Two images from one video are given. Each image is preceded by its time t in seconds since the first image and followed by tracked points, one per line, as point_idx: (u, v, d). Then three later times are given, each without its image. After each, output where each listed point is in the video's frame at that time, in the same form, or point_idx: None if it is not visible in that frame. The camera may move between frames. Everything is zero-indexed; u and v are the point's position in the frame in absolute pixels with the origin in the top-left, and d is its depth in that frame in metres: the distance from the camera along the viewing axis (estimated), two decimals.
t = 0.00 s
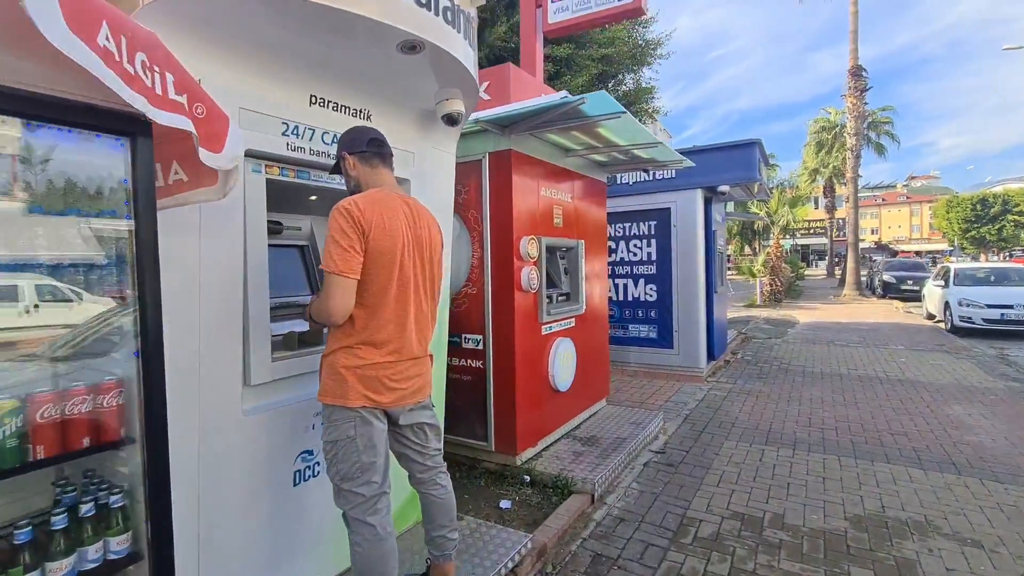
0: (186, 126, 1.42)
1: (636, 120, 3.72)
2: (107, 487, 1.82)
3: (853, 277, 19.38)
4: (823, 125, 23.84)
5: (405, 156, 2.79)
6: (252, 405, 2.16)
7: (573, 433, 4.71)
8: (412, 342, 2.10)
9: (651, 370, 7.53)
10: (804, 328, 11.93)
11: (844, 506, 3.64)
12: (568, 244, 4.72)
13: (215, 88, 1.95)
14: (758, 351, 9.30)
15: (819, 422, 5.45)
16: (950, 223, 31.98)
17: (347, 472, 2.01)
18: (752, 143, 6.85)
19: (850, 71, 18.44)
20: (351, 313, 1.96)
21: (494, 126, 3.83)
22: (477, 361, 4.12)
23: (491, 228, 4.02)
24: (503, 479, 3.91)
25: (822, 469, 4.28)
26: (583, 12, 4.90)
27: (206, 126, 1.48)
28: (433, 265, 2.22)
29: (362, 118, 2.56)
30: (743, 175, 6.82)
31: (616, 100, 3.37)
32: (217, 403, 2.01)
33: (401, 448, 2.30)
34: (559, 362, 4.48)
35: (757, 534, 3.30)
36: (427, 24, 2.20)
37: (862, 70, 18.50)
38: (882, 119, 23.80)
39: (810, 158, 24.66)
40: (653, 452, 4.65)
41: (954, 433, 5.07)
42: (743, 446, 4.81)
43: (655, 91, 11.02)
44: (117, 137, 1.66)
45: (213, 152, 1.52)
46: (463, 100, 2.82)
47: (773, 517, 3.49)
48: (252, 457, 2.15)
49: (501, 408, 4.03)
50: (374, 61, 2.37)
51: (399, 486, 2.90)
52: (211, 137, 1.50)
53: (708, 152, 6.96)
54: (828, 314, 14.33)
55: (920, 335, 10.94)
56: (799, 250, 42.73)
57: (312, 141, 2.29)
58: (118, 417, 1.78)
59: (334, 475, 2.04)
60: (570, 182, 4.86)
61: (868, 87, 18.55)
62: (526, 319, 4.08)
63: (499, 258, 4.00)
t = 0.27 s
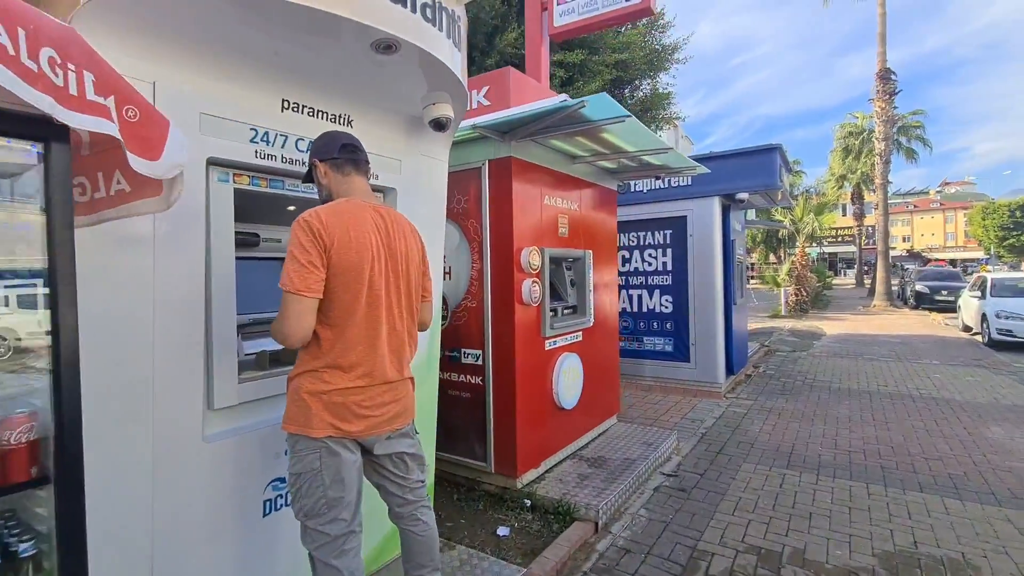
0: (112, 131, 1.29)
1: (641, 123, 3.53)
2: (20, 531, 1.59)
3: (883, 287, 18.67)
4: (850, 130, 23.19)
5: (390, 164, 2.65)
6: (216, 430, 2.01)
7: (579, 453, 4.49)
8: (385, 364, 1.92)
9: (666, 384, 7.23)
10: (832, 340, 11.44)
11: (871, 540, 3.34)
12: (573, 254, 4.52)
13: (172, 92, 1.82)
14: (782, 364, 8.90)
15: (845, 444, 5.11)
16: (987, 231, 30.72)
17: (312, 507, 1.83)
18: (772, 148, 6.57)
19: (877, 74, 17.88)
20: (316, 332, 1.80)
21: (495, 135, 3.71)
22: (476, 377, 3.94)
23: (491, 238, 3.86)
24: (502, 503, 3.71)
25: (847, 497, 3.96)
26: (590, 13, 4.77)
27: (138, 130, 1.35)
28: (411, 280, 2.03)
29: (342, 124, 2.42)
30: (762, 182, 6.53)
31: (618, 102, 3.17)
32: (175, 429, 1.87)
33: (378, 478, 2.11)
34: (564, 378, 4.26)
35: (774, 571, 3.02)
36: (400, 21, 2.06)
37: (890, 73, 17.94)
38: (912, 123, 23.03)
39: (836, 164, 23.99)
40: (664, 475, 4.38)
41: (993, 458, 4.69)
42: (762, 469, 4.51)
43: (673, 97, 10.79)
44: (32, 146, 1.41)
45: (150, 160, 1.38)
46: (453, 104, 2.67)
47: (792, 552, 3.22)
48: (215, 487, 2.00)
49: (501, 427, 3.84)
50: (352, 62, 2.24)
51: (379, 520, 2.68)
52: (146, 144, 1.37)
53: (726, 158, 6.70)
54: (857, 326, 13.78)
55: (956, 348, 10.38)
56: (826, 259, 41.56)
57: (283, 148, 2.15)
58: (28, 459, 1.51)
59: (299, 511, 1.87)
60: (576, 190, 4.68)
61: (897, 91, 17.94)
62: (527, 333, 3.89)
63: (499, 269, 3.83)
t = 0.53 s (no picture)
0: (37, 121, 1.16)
1: (649, 120, 3.34)
2: None
3: (914, 293, 17.98)
4: (878, 131, 22.51)
5: (376, 163, 2.52)
6: (180, 444, 1.89)
7: (587, 466, 4.29)
8: (360, 376, 1.73)
9: (682, 393, 6.97)
10: (860, 348, 10.97)
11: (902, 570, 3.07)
12: (580, 259, 4.35)
13: (131, 86, 1.70)
14: (806, 374, 8.54)
15: (874, 460, 4.80)
16: None
17: (277, 534, 1.64)
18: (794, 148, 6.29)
19: (907, 72, 17.29)
20: (280, 342, 1.63)
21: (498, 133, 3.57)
22: (477, 386, 3.78)
23: (492, 241, 3.71)
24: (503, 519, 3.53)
25: (875, 520, 3.68)
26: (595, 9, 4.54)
27: (68, 121, 1.24)
28: (389, 283, 1.85)
29: (323, 120, 2.29)
30: (783, 183, 6.25)
31: (623, 97, 2.97)
32: (134, 444, 1.74)
33: (355, 501, 1.92)
34: (569, 388, 4.08)
35: None
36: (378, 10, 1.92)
37: (921, 71, 17.33)
38: (944, 123, 22.23)
39: (864, 165, 23.29)
40: (677, 491, 4.15)
41: None
42: (782, 487, 4.25)
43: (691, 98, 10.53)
44: None
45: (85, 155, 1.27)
46: (444, 100, 2.53)
47: None
48: (180, 506, 1.87)
49: (502, 438, 3.66)
50: (333, 55, 2.12)
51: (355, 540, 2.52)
52: (80, 137, 1.26)
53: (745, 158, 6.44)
54: (886, 333, 13.24)
55: (994, 358, 9.85)
56: (854, 264, 40.39)
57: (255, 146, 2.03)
58: None
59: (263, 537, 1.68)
60: (583, 192, 4.51)
61: (929, 89, 17.30)
62: (530, 340, 3.72)
63: (501, 273, 3.67)
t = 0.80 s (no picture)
0: None
1: (652, 110, 3.13)
2: None
3: (939, 296, 17.38)
4: (899, 130, 21.92)
5: (354, 154, 2.35)
6: (126, 458, 1.73)
7: (589, 478, 4.06)
8: (317, 385, 1.52)
9: (694, 400, 6.70)
10: (881, 354, 10.56)
11: None
12: (582, 259, 4.14)
13: (64, 63, 1.54)
14: (824, 380, 8.19)
15: (898, 473, 4.51)
16: None
17: (219, 563, 1.45)
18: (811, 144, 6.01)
19: (929, 69, 16.78)
20: (225, 345, 1.44)
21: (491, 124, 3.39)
22: (472, 393, 3.59)
23: (487, 240, 3.52)
24: (498, 535, 3.33)
25: (900, 540, 3.41)
26: None
27: None
28: (353, 280, 1.65)
29: (292, 106, 2.12)
30: (800, 181, 5.97)
31: (621, 83, 2.77)
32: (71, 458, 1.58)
33: (317, 524, 1.72)
34: (570, 396, 3.86)
35: None
36: None
37: (945, 68, 16.81)
38: (969, 121, 21.56)
39: (884, 165, 22.69)
40: (685, 506, 3.91)
41: None
42: (799, 502, 3.98)
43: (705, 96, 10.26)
44: None
45: None
46: (427, 86, 2.36)
47: None
48: (125, 526, 1.70)
49: (498, 448, 3.46)
50: (301, 35, 1.96)
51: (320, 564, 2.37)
52: None
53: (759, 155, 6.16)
54: (910, 338, 12.76)
55: None
56: (875, 267, 39.43)
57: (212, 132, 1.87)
58: None
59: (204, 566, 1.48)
60: (586, 189, 4.30)
61: (953, 86, 16.76)
62: (527, 344, 3.52)
63: (496, 273, 3.48)
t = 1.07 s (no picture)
0: None
1: (648, 107, 2.92)
2: None
3: (955, 301, 16.93)
4: (912, 132, 21.52)
5: (320, 155, 2.17)
6: (48, 494, 1.55)
7: (586, 498, 3.84)
8: (250, 419, 1.31)
9: (700, 411, 6.45)
10: (896, 361, 10.21)
11: None
12: (578, 265, 3.94)
13: None
14: (837, 389, 7.90)
15: (916, 492, 4.24)
16: None
17: None
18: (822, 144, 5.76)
19: (942, 69, 16.42)
20: (141, 370, 1.24)
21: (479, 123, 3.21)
22: (459, 408, 3.40)
23: (475, 246, 3.33)
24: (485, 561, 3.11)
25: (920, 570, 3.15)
26: None
27: None
28: (299, 293, 1.44)
29: (247, 102, 1.94)
30: (809, 183, 5.72)
31: (614, 77, 2.56)
32: None
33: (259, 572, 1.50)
34: (565, 411, 3.65)
35: None
36: None
37: (958, 67, 16.43)
38: (984, 122, 21.09)
39: (897, 167, 22.27)
40: (688, 529, 3.68)
41: None
42: (810, 525, 3.73)
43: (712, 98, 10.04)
44: None
45: None
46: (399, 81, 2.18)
47: None
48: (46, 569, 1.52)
49: (486, 467, 3.26)
50: (255, 26, 1.79)
51: None
52: None
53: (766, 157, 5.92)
54: (926, 345, 12.36)
55: None
56: (888, 271, 38.77)
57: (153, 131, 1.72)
58: None
59: None
60: (583, 192, 4.10)
61: (967, 87, 16.39)
62: (518, 356, 3.31)
63: (484, 281, 3.28)
